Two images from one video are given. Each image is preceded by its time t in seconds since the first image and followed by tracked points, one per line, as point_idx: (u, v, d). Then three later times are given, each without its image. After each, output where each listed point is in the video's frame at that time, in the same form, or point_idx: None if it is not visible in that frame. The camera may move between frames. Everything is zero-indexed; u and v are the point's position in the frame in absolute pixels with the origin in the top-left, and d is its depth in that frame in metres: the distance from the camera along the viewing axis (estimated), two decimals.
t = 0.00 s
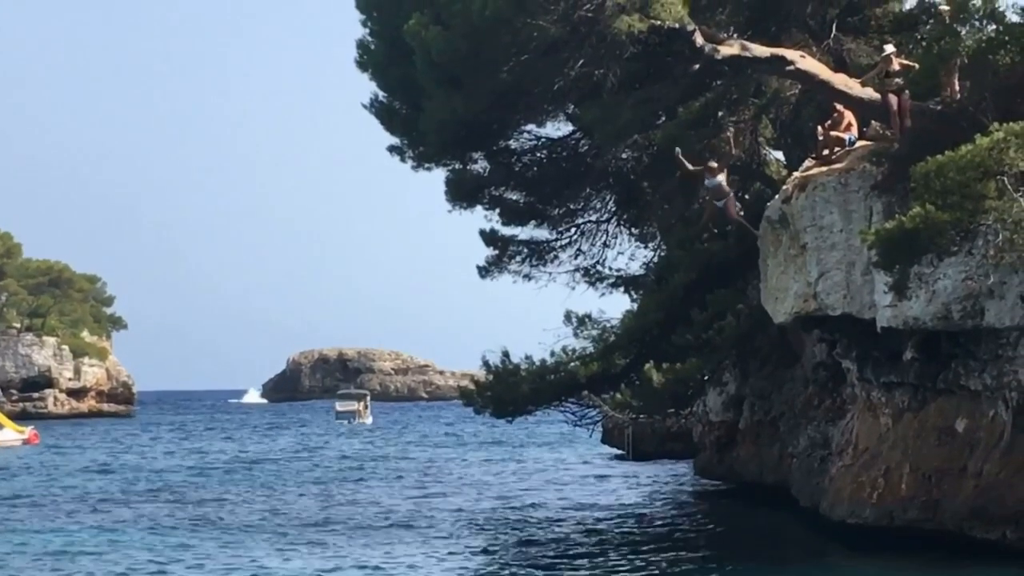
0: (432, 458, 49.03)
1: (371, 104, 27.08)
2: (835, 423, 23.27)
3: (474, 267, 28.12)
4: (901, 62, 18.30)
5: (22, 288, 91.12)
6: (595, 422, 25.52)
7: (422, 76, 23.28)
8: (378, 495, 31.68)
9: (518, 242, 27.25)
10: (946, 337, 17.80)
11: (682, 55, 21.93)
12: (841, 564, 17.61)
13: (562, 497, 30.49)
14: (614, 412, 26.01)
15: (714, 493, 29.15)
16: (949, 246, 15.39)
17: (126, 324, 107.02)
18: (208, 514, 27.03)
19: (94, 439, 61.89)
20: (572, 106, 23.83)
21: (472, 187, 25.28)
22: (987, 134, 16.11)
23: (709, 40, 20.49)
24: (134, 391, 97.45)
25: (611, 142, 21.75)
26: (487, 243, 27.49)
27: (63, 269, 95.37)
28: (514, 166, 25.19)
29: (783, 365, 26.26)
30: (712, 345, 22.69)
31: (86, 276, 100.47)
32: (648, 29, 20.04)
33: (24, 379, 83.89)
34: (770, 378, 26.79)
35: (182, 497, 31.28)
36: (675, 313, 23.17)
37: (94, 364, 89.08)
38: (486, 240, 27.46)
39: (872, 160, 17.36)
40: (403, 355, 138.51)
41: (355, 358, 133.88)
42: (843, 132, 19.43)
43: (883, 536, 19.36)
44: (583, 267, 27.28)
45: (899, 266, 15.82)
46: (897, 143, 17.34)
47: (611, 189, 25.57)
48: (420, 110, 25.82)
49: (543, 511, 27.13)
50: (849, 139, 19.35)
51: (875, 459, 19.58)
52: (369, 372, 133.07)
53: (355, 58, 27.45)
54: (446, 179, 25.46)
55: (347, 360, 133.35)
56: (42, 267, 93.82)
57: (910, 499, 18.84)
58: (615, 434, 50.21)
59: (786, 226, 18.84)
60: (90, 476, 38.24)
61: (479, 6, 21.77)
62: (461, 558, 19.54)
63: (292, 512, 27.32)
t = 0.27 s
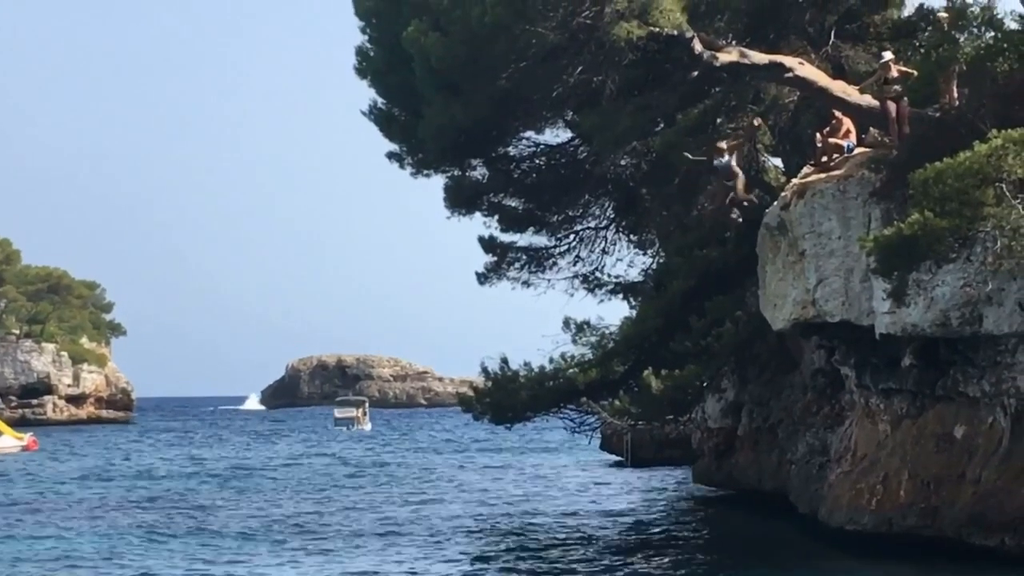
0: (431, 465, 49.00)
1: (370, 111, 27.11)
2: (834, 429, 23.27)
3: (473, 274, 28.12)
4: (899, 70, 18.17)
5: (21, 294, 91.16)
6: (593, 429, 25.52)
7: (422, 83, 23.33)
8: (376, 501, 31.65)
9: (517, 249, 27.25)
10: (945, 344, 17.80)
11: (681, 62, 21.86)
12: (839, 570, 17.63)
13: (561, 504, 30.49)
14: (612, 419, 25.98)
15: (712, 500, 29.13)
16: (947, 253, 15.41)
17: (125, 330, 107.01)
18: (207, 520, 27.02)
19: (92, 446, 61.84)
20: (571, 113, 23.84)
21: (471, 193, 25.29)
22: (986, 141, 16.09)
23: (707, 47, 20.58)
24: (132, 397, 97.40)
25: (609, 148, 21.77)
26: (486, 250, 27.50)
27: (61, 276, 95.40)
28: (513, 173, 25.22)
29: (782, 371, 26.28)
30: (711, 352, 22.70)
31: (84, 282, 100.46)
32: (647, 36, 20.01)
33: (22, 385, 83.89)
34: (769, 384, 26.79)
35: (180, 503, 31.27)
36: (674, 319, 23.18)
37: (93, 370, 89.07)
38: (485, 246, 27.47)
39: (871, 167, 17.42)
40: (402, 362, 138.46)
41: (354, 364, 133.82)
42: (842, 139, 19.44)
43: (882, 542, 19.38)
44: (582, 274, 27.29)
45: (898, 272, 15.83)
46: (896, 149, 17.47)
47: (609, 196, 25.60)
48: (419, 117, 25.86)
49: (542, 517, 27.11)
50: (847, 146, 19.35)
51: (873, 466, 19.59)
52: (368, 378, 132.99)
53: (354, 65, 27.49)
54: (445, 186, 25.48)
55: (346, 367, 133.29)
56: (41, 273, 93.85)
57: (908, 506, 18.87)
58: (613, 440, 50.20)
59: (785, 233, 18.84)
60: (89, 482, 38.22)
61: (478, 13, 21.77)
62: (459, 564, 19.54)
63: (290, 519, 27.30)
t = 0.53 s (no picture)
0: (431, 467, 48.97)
1: (369, 112, 27.12)
2: (833, 432, 23.27)
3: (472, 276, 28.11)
4: (898, 72, 18.16)
5: (20, 296, 91.19)
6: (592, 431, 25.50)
7: (421, 86, 23.33)
8: (375, 503, 31.63)
9: (516, 251, 27.25)
10: (944, 346, 17.80)
11: (680, 63, 21.95)
12: (838, 572, 17.61)
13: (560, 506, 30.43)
14: (611, 421, 25.98)
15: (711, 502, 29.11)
16: (946, 255, 15.41)
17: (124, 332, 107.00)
18: (206, 522, 27.00)
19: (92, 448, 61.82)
20: (570, 115, 23.82)
21: (470, 195, 25.29)
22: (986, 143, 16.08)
23: (706, 49, 20.68)
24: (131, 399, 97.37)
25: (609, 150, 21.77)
26: (485, 252, 27.50)
27: (61, 277, 95.41)
28: (512, 175, 25.28)
29: (781, 373, 26.28)
30: (710, 354, 22.71)
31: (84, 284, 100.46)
32: (646, 38, 20.08)
33: (22, 387, 83.92)
34: (768, 386, 26.79)
35: (179, 505, 31.25)
36: (673, 321, 23.18)
37: (92, 372, 89.06)
38: (484, 248, 27.46)
39: (870, 169, 17.45)
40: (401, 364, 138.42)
41: (353, 366, 133.78)
42: (841, 141, 19.43)
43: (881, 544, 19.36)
44: (581, 276, 27.28)
45: (897, 274, 15.83)
46: (895, 151, 17.54)
47: (609, 198, 25.60)
48: (419, 119, 25.87)
49: (540, 520, 27.09)
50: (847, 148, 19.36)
51: (872, 468, 19.53)
52: (367, 380, 132.93)
53: (353, 67, 27.50)
54: (444, 188, 25.48)
55: (345, 369, 133.23)
56: (40, 275, 93.87)
57: (907, 508, 18.86)
58: (613, 442, 50.19)
59: (784, 235, 18.84)
60: (88, 484, 38.21)
61: (478, 14, 21.82)
62: (458, 566, 19.53)
63: (289, 521, 27.28)
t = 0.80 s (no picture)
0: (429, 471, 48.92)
1: (368, 116, 27.08)
2: (832, 436, 23.26)
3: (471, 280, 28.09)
4: (897, 76, 18.27)
5: (19, 300, 91.16)
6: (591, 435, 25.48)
7: (420, 89, 23.32)
8: (374, 507, 31.57)
9: (515, 255, 27.24)
10: (943, 350, 17.78)
11: (679, 67, 21.79)
12: None
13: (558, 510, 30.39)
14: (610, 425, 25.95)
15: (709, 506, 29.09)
16: (946, 259, 15.41)
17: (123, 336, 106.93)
18: (204, 527, 26.95)
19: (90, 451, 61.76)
20: (569, 118, 23.79)
21: (469, 199, 25.26)
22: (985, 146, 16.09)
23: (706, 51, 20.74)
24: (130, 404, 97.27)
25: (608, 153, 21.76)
26: (484, 255, 27.48)
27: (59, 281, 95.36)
28: (512, 178, 25.22)
29: (780, 377, 26.28)
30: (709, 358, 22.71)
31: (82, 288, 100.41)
32: (646, 41, 20.15)
33: (20, 391, 83.85)
34: (767, 390, 26.78)
35: (177, 509, 31.20)
36: (672, 325, 23.16)
37: (91, 376, 88.99)
38: (483, 252, 27.45)
39: (869, 173, 17.48)
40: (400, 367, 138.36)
41: (352, 370, 133.69)
42: (840, 145, 19.42)
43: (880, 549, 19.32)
44: (580, 280, 27.28)
45: (896, 278, 15.83)
46: (895, 156, 17.59)
47: (608, 202, 25.59)
48: (417, 123, 25.85)
49: (539, 524, 27.05)
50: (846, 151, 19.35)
51: (871, 472, 19.46)
52: (366, 384, 132.84)
53: (352, 71, 27.47)
54: (443, 192, 25.46)
55: (344, 372, 133.15)
56: (39, 279, 93.83)
57: (906, 512, 18.82)
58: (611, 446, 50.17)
59: (783, 238, 18.82)
60: (86, 488, 38.17)
61: (477, 18, 21.83)
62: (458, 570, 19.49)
63: (288, 525, 27.23)
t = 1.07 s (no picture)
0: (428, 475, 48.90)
1: (366, 121, 27.09)
2: (830, 440, 23.27)
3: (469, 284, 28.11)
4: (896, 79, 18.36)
5: (17, 304, 91.12)
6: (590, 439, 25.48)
7: (418, 94, 23.33)
8: (372, 511, 31.57)
9: (513, 259, 27.25)
10: (941, 354, 17.83)
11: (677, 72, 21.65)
12: None
13: (556, 514, 30.34)
14: (609, 429, 25.96)
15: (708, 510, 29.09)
16: (944, 263, 15.44)
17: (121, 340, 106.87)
18: (203, 531, 26.94)
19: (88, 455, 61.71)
20: (568, 123, 23.81)
21: (467, 203, 25.27)
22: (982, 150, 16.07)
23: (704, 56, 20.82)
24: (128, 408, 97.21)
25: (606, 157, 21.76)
26: (482, 259, 27.50)
27: (57, 285, 95.33)
28: (510, 183, 25.29)
29: (778, 382, 26.29)
30: (708, 361, 22.78)
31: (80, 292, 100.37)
32: (644, 46, 20.24)
33: (18, 395, 83.76)
34: (765, 394, 26.78)
35: (176, 513, 31.18)
36: (671, 329, 23.16)
37: (89, 380, 88.92)
38: (482, 256, 27.46)
39: (868, 177, 17.49)
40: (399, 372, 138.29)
41: (350, 374, 133.63)
42: (838, 149, 19.35)
43: (878, 553, 19.29)
44: (578, 284, 27.28)
45: (894, 282, 15.84)
46: (891, 159, 17.51)
47: (606, 207, 25.59)
48: (416, 127, 25.86)
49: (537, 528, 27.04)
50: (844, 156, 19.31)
51: (870, 476, 19.46)
52: (364, 388, 132.77)
53: (351, 75, 27.48)
54: (442, 196, 25.47)
55: (342, 376, 133.07)
56: (37, 284, 93.82)
57: (904, 516, 18.80)
58: (610, 450, 50.14)
59: (781, 243, 18.83)
60: (85, 492, 38.14)
61: (475, 23, 21.84)
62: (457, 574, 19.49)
63: (287, 529, 27.21)
